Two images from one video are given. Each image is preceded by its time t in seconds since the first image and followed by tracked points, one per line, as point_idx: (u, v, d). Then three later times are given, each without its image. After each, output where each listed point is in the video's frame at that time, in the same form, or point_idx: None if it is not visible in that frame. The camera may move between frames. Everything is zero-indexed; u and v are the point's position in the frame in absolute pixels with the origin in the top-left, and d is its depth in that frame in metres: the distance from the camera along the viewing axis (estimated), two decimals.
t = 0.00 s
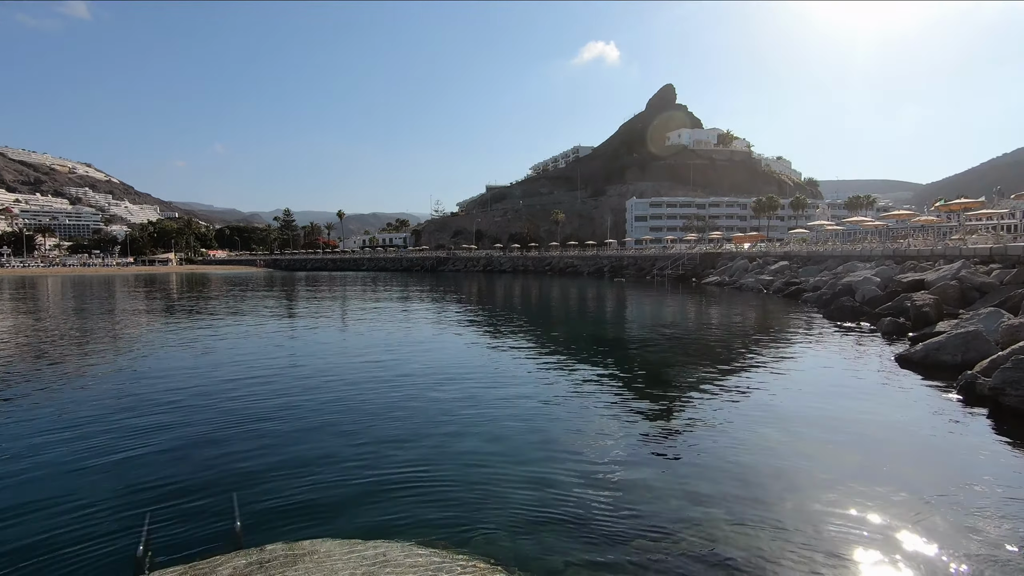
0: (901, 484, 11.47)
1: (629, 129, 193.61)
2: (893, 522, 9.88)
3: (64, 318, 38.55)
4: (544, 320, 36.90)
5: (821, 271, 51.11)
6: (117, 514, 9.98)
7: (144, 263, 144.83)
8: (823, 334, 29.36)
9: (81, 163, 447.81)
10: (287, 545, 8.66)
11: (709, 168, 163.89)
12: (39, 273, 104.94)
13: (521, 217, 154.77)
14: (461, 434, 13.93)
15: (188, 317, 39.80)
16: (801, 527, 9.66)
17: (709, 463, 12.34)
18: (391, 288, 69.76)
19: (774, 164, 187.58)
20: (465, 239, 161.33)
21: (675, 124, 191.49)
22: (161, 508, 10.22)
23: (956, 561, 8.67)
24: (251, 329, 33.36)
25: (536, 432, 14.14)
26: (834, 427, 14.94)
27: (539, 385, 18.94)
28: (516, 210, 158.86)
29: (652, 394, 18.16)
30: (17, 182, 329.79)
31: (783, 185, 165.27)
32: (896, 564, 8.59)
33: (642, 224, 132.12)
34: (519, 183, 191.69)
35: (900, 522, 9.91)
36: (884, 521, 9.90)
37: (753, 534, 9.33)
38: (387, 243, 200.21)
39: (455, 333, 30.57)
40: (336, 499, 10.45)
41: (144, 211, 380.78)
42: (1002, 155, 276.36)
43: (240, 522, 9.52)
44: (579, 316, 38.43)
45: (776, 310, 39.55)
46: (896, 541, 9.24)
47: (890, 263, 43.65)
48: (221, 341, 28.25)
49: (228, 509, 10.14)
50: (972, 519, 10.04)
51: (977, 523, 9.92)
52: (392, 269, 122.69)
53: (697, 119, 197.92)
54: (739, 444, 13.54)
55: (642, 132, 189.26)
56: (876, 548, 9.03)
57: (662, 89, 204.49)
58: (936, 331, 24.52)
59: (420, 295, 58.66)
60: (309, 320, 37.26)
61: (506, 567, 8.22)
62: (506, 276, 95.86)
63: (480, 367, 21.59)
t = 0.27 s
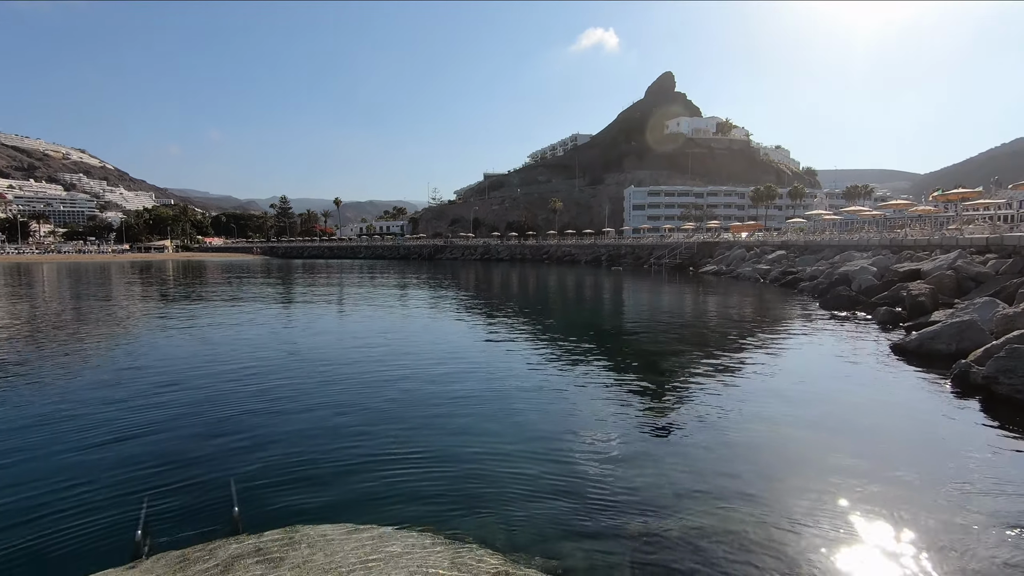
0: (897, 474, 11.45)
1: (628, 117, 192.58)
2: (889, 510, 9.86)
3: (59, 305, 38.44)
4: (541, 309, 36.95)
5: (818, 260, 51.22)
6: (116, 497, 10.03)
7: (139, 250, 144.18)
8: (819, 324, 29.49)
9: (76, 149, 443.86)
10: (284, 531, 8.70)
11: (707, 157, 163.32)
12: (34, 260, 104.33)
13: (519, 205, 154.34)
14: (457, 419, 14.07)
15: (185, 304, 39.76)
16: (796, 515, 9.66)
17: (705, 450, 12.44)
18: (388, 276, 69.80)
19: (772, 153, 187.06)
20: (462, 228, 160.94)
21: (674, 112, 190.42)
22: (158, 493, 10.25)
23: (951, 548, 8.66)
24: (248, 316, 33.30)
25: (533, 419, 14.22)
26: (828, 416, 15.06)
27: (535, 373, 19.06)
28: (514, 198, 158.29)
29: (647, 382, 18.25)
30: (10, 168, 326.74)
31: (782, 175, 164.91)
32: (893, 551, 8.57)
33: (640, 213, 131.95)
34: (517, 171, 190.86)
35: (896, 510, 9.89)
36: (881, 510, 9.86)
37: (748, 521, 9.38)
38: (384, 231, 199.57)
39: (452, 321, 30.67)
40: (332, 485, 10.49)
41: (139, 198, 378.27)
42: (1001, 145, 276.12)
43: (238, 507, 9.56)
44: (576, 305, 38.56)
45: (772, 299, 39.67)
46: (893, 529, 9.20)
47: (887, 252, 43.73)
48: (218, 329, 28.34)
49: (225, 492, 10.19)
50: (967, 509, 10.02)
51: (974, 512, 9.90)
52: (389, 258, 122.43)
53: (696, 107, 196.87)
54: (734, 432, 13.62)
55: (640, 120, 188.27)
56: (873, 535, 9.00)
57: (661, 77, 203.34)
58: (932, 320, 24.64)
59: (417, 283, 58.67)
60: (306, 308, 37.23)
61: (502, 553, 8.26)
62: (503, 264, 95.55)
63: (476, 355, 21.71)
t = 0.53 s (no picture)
0: (895, 465, 11.40)
1: (627, 105, 191.40)
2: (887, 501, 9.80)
3: (57, 293, 38.35)
4: (539, 298, 36.95)
5: (817, 250, 51.18)
6: (114, 484, 10.04)
7: (136, 237, 143.59)
8: (816, 313, 29.56)
9: (71, 135, 440.00)
10: (283, 516, 8.73)
11: (707, 146, 162.59)
12: (31, 247, 103.87)
13: (517, 193, 153.74)
14: (455, 406, 14.11)
15: (183, 292, 39.68)
16: (793, 504, 9.62)
17: (700, 437, 12.52)
18: (386, 264, 69.70)
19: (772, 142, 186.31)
20: (461, 216, 160.49)
21: (674, 100, 189.12)
22: (156, 480, 10.26)
23: (948, 539, 8.62)
24: (246, 304, 33.23)
25: (530, 406, 14.27)
26: (824, 404, 15.14)
27: (532, 361, 19.13)
28: (512, 186, 157.66)
29: (643, 370, 18.33)
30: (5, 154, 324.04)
31: (781, 164, 164.36)
32: (889, 541, 8.53)
33: (639, 201, 131.63)
34: (516, 159, 189.93)
35: (894, 501, 9.83)
36: (879, 501, 9.78)
37: (744, 509, 9.42)
38: (382, 219, 198.85)
39: (451, 310, 30.66)
40: (329, 471, 10.52)
41: (136, 185, 375.98)
42: (1001, 135, 275.01)
43: (236, 495, 9.58)
44: (575, 294, 38.56)
45: (770, 289, 39.70)
46: (891, 519, 9.14)
47: (886, 242, 43.70)
48: (217, 316, 28.33)
49: (223, 479, 10.21)
50: (965, 500, 9.96)
51: (971, 503, 9.85)
52: (388, 246, 122.20)
53: (696, 95, 195.54)
54: (729, 420, 13.70)
55: (640, 108, 187.11)
56: (870, 525, 8.95)
57: (661, 65, 201.80)
58: (928, 310, 24.68)
59: (415, 271, 58.60)
60: (304, 296, 37.18)
61: (501, 540, 8.29)
62: (502, 252, 95.29)
63: (474, 343, 21.77)
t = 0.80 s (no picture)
0: (889, 456, 11.43)
1: (629, 94, 190.15)
2: (883, 493, 9.84)
3: (58, 280, 38.40)
4: (540, 287, 36.95)
5: (817, 241, 51.12)
6: (116, 469, 10.13)
7: (136, 225, 143.31)
8: (816, 304, 29.57)
9: (69, 122, 437.43)
10: (284, 503, 8.79)
11: (708, 136, 161.70)
12: (30, 235, 103.72)
13: (518, 182, 153.21)
14: (455, 394, 14.18)
15: (184, 280, 39.70)
16: (789, 494, 9.65)
17: (698, 426, 12.59)
18: (386, 253, 69.69)
19: (774, 132, 185.27)
20: (461, 205, 160.09)
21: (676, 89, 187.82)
22: (158, 464, 10.33)
23: (943, 529, 8.66)
24: (246, 293, 33.25)
25: (529, 395, 14.35)
26: (821, 395, 15.21)
27: (532, 350, 19.19)
28: (512, 175, 157.11)
29: (643, 360, 18.37)
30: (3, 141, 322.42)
31: (783, 154, 163.53)
32: (883, 531, 8.57)
33: (639, 191, 131.22)
34: (517, 148, 189.10)
35: (890, 493, 9.86)
36: (874, 490, 9.88)
37: (742, 496, 9.50)
38: (382, 208, 198.38)
39: (451, 299, 30.67)
40: (330, 457, 10.61)
41: (135, 173, 374.51)
42: (1004, 126, 273.38)
43: (237, 480, 9.65)
44: (575, 283, 38.58)
45: (770, 279, 39.69)
46: (887, 511, 9.17)
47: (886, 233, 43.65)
48: (219, 304, 28.39)
49: (224, 465, 10.30)
50: (959, 489, 10.05)
51: (965, 494, 9.90)
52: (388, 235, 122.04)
53: (698, 84, 194.13)
54: (727, 409, 13.77)
55: (641, 97, 185.92)
56: (866, 516, 8.97)
57: (663, 53, 200.22)
58: (928, 301, 24.68)
59: (415, 260, 58.61)
60: (305, 285, 37.19)
61: (499, 526, 8.39)
62: (502, 242, 95.12)
63: (474, 332, 21.83)
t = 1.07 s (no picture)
0: (887, 444, 11.48)
1: (632, 82, 188.59)
2: (881, 479, 9.88)
3: (61, 267, 38.47)
4: (541, 277, 36.89)
5: (819, 231, 50.93)
6: (118, 455, 10.19)
7: (137, 212, 143.13)
8: (817, 295, 29.52)
9: (69, 109, 435.32)
10: (285, 489, 8.85)
11: (711, 125, 160.51)
12: (31, 221, 103.63)
13: (519, 171, 152.60)
14: (455, 382, 14.22)
15: (186, 268, 39.72)
16: (786, 480, 9.72)
17: (697, 414, 12.65)
18: (388, 242, 69.64)
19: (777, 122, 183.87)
20: (462, 194, 159.61)
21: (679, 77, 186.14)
22: (161, 450, 10.40)
23: (940, 512, 8.70)
24: (247, 281, 33.30)
25: (529, 383, 14.38)
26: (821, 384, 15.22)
27: (532, 338, 19.21)
28: (514, 164, 156.39)
29: (643, 349, 18.39)
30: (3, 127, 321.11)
31: (786, 144, 162.38)
32: (881, 514, 8.61)
33: (641, 180, 130.62)
34: (518, 137, 188.09)
35: (887, 478, 9.91)
36: (872, 476, 9.92)
37: (740, 483, 9.55)
38: (383, 196, 197.80)
39: (451, 288, 30.65)
40: (332, 445, 10.65)
41: (135, 160, 373.30)
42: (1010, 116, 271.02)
43: (238, 467, 9.70)
44: (576, 273, 38.53)
45: (772, 270, 39.59)
46: (885, 495, 9.21)
47: (889, 224, 43.49)
48: (221, 292, 28.43)
49: (225, 451, 10.35)
50: (956, 475, 10.10)
51: (962, 479, 9.96)
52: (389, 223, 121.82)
53: (702, 73, 192.36)
54: (726, 398, 13.81)
55: (644, 85, 184.40)
56: (863, 500, 9.01)
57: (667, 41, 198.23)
58: (929, 292, 24.63)
59: (416, 249, 58.55)
60: (306, 273, 37.21)
61: (498, 512, 8.46)
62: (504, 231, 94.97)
63: (474, 321, 21.86)
